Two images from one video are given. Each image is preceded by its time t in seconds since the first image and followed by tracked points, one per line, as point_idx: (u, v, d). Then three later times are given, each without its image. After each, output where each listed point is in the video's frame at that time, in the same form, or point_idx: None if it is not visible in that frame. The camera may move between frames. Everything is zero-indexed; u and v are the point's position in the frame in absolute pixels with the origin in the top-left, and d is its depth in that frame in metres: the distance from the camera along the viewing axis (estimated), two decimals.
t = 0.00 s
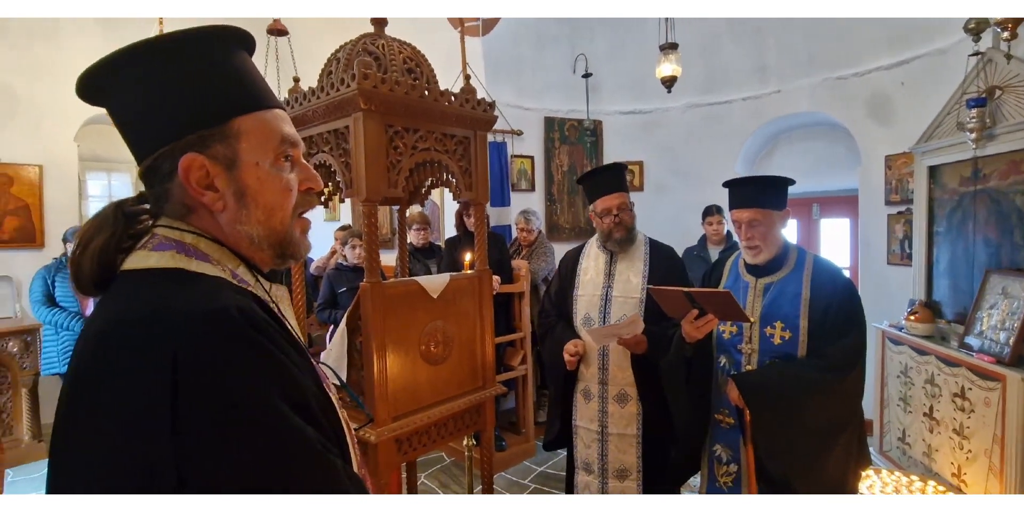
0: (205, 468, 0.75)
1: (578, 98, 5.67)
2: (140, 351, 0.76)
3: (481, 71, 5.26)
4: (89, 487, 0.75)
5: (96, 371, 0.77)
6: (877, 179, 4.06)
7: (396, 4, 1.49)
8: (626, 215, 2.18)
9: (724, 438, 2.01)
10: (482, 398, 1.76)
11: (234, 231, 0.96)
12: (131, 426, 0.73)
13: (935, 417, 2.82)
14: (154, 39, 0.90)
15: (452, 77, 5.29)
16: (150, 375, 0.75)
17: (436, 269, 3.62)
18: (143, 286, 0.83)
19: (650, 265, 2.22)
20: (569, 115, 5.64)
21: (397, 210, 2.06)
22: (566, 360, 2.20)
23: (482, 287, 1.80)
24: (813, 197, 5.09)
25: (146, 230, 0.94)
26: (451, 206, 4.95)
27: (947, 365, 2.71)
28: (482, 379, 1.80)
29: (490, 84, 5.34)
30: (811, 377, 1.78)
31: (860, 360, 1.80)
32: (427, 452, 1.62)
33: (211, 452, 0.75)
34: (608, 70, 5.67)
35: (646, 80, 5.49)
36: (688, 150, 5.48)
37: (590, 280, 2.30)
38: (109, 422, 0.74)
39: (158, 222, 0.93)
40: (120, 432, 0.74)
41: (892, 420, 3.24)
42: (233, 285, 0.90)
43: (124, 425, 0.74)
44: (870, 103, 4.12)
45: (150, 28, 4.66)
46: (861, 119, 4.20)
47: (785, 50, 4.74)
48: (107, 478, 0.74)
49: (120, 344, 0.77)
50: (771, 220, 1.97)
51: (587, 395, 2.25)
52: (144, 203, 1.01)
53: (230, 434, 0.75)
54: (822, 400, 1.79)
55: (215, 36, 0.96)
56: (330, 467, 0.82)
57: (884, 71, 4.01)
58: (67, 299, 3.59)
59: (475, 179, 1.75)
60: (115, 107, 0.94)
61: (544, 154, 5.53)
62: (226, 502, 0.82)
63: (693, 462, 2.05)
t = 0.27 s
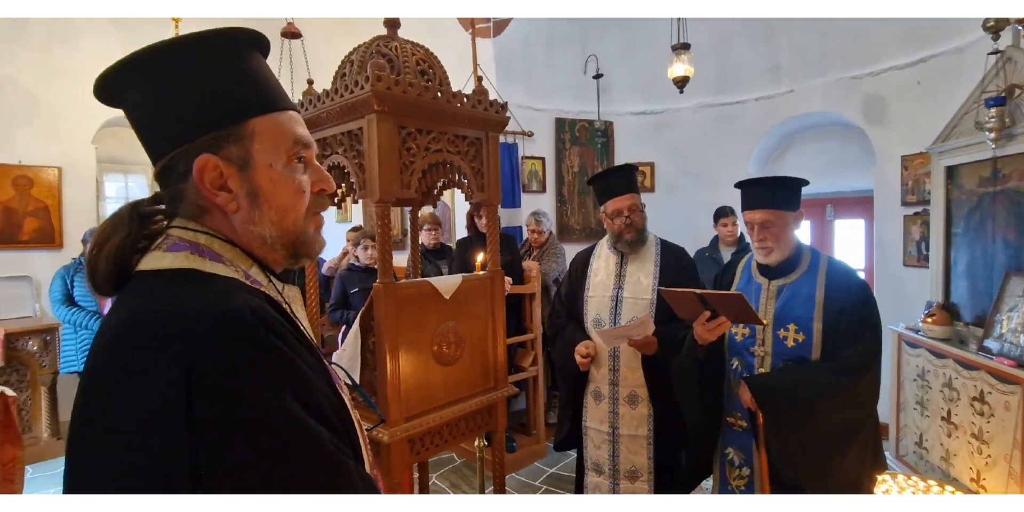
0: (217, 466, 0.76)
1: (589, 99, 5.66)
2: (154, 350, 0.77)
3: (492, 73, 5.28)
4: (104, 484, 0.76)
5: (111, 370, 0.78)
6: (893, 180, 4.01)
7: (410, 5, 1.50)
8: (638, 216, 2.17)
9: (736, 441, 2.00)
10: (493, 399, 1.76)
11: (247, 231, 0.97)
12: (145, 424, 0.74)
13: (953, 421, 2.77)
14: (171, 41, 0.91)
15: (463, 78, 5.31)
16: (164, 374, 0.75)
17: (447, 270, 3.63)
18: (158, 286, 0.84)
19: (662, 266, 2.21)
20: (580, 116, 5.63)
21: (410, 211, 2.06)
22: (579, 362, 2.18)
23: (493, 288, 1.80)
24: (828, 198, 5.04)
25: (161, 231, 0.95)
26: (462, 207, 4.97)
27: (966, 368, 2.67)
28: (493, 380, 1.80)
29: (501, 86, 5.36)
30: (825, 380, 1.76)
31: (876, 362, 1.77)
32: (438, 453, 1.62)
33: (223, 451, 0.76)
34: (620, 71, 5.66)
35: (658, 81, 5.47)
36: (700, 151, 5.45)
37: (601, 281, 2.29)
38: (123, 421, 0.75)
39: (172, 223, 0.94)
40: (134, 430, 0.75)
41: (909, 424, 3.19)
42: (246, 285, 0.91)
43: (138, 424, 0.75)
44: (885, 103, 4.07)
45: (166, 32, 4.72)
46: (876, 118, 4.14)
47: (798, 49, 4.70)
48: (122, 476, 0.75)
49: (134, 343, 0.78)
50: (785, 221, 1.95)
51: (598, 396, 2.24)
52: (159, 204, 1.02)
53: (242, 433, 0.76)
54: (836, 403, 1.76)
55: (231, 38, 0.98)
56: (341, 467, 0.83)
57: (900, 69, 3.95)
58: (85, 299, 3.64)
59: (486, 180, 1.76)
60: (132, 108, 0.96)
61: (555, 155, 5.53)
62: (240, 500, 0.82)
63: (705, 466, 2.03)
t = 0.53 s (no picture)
0: (243, 468, 0.76)
1: (600, 100, 5.65)
2: (179, 353, 0.77)
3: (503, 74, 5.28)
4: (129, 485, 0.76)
5: (136, 372, 0.78)
6: (911, 181, 3.96)
7: (427, 7, 1.50)
8: (654, 219, 2.15)
9: (754, 448, 1.97)
10: (509, 402, 1.75)
11: (269, 235, 0.97)
12: (171, 426, 0.75)
13: (974, 426, 2.73)
14: (196, 43, 0.92)
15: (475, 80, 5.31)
16: (190, 377, 0.76)
17: (459, 272, 3.63)
18: (183, 290, 0.84)
19: (678, 268, 2.19)
20: (592, 117, 5.62)
21: (425, 213, 2.06)
22: (595, 364, 2.17)
23: (509, 291, 1.79)
24: (842, 199, 4.98)
25: (183, 235, 0.95)
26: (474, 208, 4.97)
27: (988, 373, 2.62)
28: (509, 383, 1.79)
29: (513, 87, 5.36)
30: (846, 385, 1.74)
31: (898, 368, 1.74)
32: (455, 456, 1.62)
33: (249, 453, 0.76)
34: (632, 72, 5.63)
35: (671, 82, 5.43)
36: (713, 152, 5.41)
37: (616, 283, 2.28)
38: (148, 423, 0.76)
39: (195, 226, 0.95)
40: (159, 433, 0.75)
41: (928, 428, 3.15)
42: (269, 289, 0.91)
43: (163, 426, 0.75)
44: (903, 103, 4.01)
45: (183, 35, 4.78)
46: (894, 119, 4.09)
47: (813, 49, 4.64)
48: (147, 477, 0.75)
49: (158, 346, 0.78)
50: (803, 224, 1.92)
51: (614, 399, 2.22)
52: (182, 207, 1.03)
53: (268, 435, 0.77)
54: (858, 409, 1.74)
55: (254, 42, 0.98)
56: (365, 470, 0.83)
57: (917, 69, 3.88)
58: (103, 299, 3.70)
59: (503, 182, 1.75)
60: (156, 111, 0.96)
61: (567, 156, 5.52)
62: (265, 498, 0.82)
63: (723, 471, 2.01)
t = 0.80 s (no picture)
0: (267, 474, 0.76)
1: (613, 100, 5.61)
2: (203, 356, 0.76)
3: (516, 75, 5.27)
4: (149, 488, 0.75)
5: (157, 375, 0.77)
6: (931, 181, 3.89)
7: (444, 7, 1.48)
8: (672, 220, 2.12)
9: (777, 454, 1.94)
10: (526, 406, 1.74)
11: (293, 239, 0.96)
12: (194, 430, 0.73)
13: (999, 431, 2.66)
14: (219, 42, 0.91)
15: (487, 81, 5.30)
16: (214, 380, 0.75)
17: (473, 273, 3.61)
18: (206, 295, 0.83)
19: (697, 270, 2.16)
20: (605, 118, 5.58)
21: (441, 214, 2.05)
22: (612, 366, 2.16)
23: (527, 292, 1.78)
24: (859, 200, 4.91)
25: (204, 238, 0.94)
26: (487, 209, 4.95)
27: (1014, 377, 2.56)
28: (526, 386, 1.77)
29: (525, 88, 5.34)
30: (871, 392, 1.70)
31: (927, 373, 1.70)
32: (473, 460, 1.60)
33: (272, 458, 0.75)
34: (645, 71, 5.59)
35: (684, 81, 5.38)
36: (727, 152, 5.36)
37: (634, 285, 2.25)
38: (171, 426, 0.74)
39: (217, 229, 0.94)
40: (181, 437, 0.74)
41: (951, 433, 3.08)
42: (293, 294, 0.90)
43: (186, 430, 0.74)
44: (923, 101, 3.94)
45: (197, 38, 4.81)
46: (913, 117, 4.02)
47: (828, 48, 4.55)
48: (168, 480, 0.74)
49: (181, 349, 0.77)
50: (826, 225, 1.87)
51: (632, 402, 2.20)
52: (202, 208, 1.02)
53: (293, 441, 0.76)
54: (884, 415, 1.70)
55: (278, 40, 0.97)
56: (388, 478, 0.82)
57: (936, 68, 3.80)
58: (120, 300, 3.74)
59: (521, 183, 1.73)
60: (179, 110, 0.96)
61: (579, 157, 5.50)
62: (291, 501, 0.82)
63: (744, 476, 1.98)
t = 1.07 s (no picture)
0: (283, 477, 0.75)
1: (622, 100, 5.57)
2: (222, 357, 0.75)
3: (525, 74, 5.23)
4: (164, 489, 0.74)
5: (174, 376, 0.76)
6: (949, 178, 3.82)
7: (456, 5, 1.47)
8: (685, 219, 2.09)
9: (795, 459, 1.91)
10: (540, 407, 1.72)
11: (308, 239, 0.95)
12: (211, 432, 0.72)
13: (1021, 434, 2.60)
14: (234, 38, 0.90)
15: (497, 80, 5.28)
16: (232, 382, 0.74)
17: (483, 274, 3.59)
18: (224, 296, 0.82)
19: (712, 270, 2.13)
20: (614, 117, 5.55)
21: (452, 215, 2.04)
22: (624, 368, 2.14)
23: (540, 294, 1.76)
24: (875, 198, 4.88)
25: (220, 238, 0.93)
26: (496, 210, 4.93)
27: None
28: (540, 387, 1.75)
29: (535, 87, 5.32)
30: (892, 395, 1.66)
31: (951, 376, 1.65)
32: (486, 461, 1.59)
33: (290, 463, 0.74)
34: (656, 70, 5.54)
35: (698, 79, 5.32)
36: (739, 151, 5.31)
37: (648, 285, 2.23)
38: (187, 428, 0.73)
39: (233, 229, 0.93)
40: (198, 438, 0.73)
41: (971, 435, 3.02)
42: (309, 296, 0.88)
43: (203, 432, 0.73)
44: (940, 98, 3.88)
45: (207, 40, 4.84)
46: (930, 114, 3.96)
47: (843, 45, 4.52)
48: (185, 481, 0.74)
49: (198, 350, 0.76)
50: (844, 224, 1.84)
51: (646, 403, 2.17)
52: (217, 207, 1.01)
53: (311, 445, 0.75)
54: (906, 419, 1.67)
55: (294, 37, 0.96)
56: (407, 485, 0.81)
57: (955, 63, 3.77)
58: (133, 301, 3.74)
59: (533, 183, 1.72)
60: (194, 108, 0.95)
61: (589, 157, 5.46)
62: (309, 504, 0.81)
63: (762, 480, 1.94)
